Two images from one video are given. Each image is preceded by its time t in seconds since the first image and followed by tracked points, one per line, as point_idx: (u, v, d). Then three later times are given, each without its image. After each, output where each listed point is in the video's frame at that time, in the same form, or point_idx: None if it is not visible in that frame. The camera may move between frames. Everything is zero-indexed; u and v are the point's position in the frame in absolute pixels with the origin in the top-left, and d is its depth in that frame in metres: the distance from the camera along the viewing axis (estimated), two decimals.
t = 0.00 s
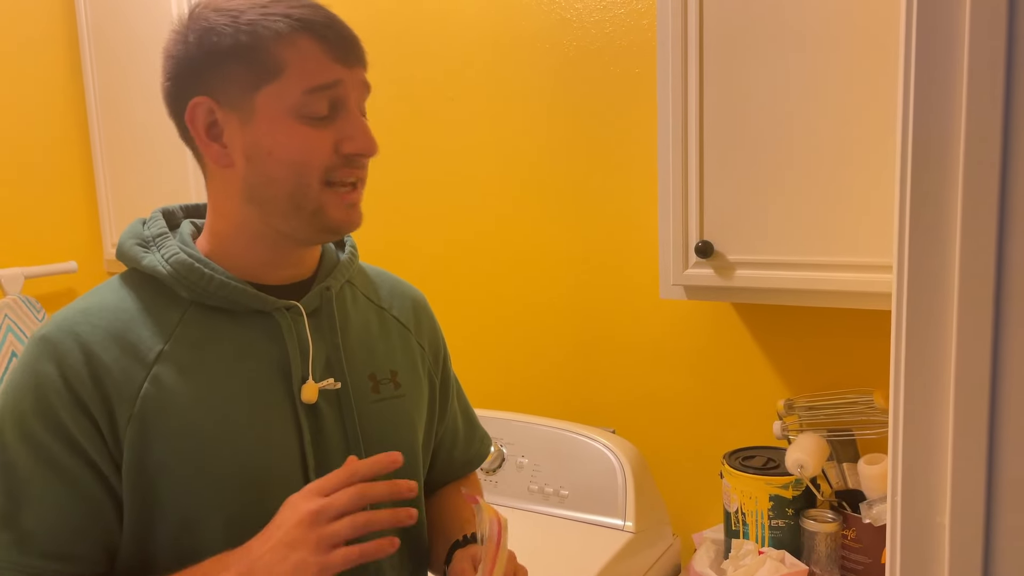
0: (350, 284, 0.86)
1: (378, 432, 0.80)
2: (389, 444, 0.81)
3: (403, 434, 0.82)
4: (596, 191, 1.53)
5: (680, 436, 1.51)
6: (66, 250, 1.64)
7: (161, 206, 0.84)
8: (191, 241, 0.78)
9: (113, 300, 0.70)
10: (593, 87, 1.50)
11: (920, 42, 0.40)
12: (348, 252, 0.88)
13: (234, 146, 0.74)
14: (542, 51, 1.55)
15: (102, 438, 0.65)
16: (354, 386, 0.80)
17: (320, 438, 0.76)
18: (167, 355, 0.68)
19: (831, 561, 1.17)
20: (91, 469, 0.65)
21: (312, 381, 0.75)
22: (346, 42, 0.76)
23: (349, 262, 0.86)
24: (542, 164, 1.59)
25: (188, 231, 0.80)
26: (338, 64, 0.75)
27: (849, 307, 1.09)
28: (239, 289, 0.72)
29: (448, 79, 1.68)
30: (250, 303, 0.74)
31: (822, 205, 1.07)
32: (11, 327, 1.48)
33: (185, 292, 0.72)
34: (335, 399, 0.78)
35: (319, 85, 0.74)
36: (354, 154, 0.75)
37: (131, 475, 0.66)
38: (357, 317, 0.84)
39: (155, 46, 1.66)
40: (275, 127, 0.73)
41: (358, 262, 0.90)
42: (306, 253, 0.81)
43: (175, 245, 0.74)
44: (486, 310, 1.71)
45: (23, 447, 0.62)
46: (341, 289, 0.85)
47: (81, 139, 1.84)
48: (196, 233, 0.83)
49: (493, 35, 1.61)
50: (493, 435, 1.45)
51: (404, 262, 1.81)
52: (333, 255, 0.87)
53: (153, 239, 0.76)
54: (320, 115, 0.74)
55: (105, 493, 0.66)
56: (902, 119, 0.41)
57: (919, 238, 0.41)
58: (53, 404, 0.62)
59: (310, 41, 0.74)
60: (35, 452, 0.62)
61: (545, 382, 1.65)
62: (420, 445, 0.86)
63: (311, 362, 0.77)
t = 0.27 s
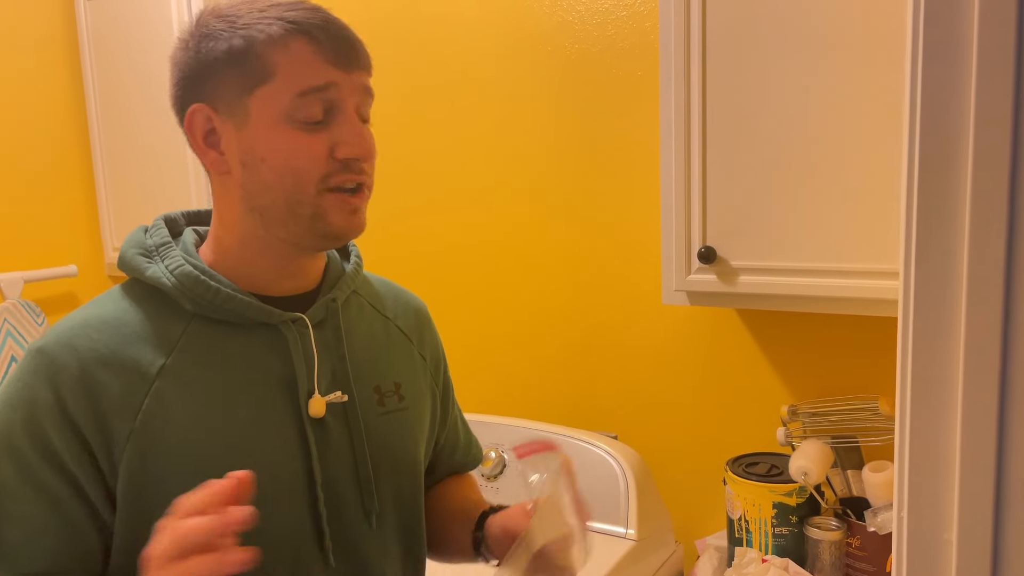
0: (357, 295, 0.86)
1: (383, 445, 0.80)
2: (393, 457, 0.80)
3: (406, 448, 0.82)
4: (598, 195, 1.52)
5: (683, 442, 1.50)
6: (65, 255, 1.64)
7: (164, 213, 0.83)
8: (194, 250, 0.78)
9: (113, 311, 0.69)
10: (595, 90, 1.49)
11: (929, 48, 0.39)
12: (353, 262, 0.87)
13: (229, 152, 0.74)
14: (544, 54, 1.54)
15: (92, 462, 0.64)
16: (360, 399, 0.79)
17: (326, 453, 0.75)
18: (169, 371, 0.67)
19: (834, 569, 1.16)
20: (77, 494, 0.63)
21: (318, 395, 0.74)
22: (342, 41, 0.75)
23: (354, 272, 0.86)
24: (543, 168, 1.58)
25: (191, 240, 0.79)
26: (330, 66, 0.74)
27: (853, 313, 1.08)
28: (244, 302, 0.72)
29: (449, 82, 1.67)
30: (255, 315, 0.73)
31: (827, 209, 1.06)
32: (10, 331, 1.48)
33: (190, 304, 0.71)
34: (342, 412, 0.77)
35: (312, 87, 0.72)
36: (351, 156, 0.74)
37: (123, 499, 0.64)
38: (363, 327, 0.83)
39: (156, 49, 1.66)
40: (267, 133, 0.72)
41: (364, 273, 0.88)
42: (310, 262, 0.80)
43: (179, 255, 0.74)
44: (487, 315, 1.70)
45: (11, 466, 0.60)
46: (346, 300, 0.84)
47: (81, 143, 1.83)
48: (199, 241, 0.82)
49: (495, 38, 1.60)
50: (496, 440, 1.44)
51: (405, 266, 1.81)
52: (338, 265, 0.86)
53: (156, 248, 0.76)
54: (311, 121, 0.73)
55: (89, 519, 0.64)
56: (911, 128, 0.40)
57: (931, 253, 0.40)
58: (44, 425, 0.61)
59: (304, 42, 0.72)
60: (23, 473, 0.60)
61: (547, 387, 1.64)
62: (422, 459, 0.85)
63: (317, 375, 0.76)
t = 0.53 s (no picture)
0: (359, 307, 0.86)
1: (386, 459, 0.79)
2: (396, 470, 0.80)
3: (409, 460, 0.81)
4: (599, 200, 1.52)
5: (684, 448, 1.50)
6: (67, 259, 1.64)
7: (166, 224, 0.83)
8: (195, 262, 0.77)
9: (111, 323, 0.69)
10: (596, 95, 1.49)
11: (927, 60, 0.39)
12: (355, 273, 0.88)
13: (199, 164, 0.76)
14: (545, 59, 1.54)
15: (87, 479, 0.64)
16: (363, 413, 0.79)
17: (329, 467, 0.75)
18: (166, 385, 0.67)
19: None
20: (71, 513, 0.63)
21: (320, 409, 0.74)
22: (285, 43, 0.73)
23: (356, 283, 0.86)
24: (545, 173, 1.58)
25: (192, 250, 0.79)
26: (265, 68, 0.72)
27: (854, 319, 1.08)
28: (245, 315, 0.72)
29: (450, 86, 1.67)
30: (256, 329, 0.73)
31: (828, 215, 1.06)
32: (12, 336, 1.48)
33: (191, 317, 0.71)
34: (344, 425, 0.77)
35: (243, 93, 0.72)
36: (276, 162, 0.71)
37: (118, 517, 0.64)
38: (365, 340, 0.83)
39: (158, 54, 1.66)
40: (208, 140, 0.73)
41: (366, 284, 0.89)
42: (306, 280, 0.79)
43: (180, 268, 0.74)
44: (488, 319, 1.70)
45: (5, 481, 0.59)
46: (348, 312, 0.84)
47: (83, 148, 1.83)
48: (201, 252, 0.82)
49: (497, 43, 1.59)
50: (497, 446, 1.43)
51: (406, 270, 1.80)
52: (341, 276, 0.86)
53: (156, 260, 0.75)
54: (245, 127, 0.72)
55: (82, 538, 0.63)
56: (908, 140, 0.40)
57: (931, 266, 0.40)
58: (39, 441, 0.61)
59: (242, 48, 0.72)
60: (18, 489, 0.60)
61: (548, 393, 1.63)
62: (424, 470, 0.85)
63: (318, 389, 0.76)
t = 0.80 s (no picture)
0: (368, 310, 0.86)
1: (398, 462, 0.79)
2: (407, 472, 0.80)
3: (420, 462, 0.81)
4: (606, 199, 1.52)
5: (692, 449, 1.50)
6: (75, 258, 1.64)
7: (175, 229, 0.83)
8: (204, 265, 0.78)
9: (118, 327, 0.70)
10: (603, 94, 1.49)
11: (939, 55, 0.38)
12: (365, 275, 0.88)
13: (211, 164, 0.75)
14: (551, 58, 1.54)
15: (94, 482, 0.64)
16: (374, 415, 0.79)
17: (339, 468, 0.75)
18: (173, 386, 0.67)
19: None
20: (78, 515, 0.63)
21: (329, 410, 0.74)
22: (314, 47, 0.73)
23: (366, 285, 0.86)
24: (551, 172, 1.58)
25: (201, 254, 0.79)
26: (293, 71, 0.72)
27: (862, 320, 1.07)
28: (253, 316, 0.72)
29: (456, 86, 1.67)
30: (263, 330, 0.73)
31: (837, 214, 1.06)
32: (21, 335, 1.48)
33: (198, 319, 0.71)
34: (354, 427, 0.77)
35: (272, 96, 0.72)
36: (310, 166, 0.72)
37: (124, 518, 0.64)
38: (375, 342, 0.83)
39: (167, 55, 1.67)
40: (228, 142, 0.73)
41: (375, 285, 0.89)
42: (318, 280, 0.79)
43: (188, 270, 0.74)
44: (494, 319, 1.70)
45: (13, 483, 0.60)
46: (357, 314, 0.84)
47: (91, 149, 1.84)
48: (209, 256, 0.82)
49: (503, 43, 1.60)
50: (504, 446, 1.43)
51: (412, 271, 1.80)
52: (350, 278, 0.86)
53: (165, 263, 0.76)
54: (272, 129, 0.72)
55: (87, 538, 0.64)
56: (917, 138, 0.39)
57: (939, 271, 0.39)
58: (47, 442, 0.62)
59: (269, 49, 0.72)
60: (25, 490, 0.61)
61: (555, 393, 1.63)
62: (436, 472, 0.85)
63: (328, 390, 0.76)
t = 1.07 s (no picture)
0: (386, 304, 0.86)
1: (412, 457, 0.79)
2: (421, 468, 0.80)
3: (435, 459, 0.81)
4: (613, 195, 1.52)
5: (700, 446, 1.50)
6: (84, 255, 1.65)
7: (195, 219, 0.84)
8: (222, 256, 0.78)
9: (135, 316, 0.70)
10: (610, 92, 1.49)
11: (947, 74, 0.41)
12: (383, 269, 0.88)
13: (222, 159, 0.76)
14: (558, 55, 1.54)
15: (108, 469, 0.65)
16: (389, 411, 0.79)
17: (353, 463, 0.75)
18: (189, 376, 0.67)
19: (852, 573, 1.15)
20: (92, 502, 0.64)
21: (344, 405, 0.74)
22: (307, 31, 0.73)
23: (384, 278, 0.86)
24: (559, 169, 1.57)
25: (220, 244, 0.80)
26: (288, 59, 0.72)
27: (871, 316, 1.07)
28: (270, 306, 0.72)
29: (463, 83, 1.67)
30: (279, 320, 0.73)
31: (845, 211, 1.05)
32: (30, 333, 1.49)
33: (214, 309, 0.71)
34: (368, 421, 0.77)
35: (269, 84, 0.72)
36: (309, 150, 0.71)
37: (137, 506, 0.65)
38: (392, 337, 0.83)
39: (175, 53, 1.67)
40: (235, 135, 0.74)
41: (394, 279, 0.89)
42: (334, 273, 0.79)
43: (205, 259, 0.74)
44: (501, 316, 1.70)
45: (29, 468, 0.62)
46: (375, 307, 0.84)
47: (99, 146, 1.84)
48: (228, 245, 0.82)
49: (511, 40, 1.59)
50: (511, 442, 1.44)
51: (419, 268, 1.80)
52: (369, 272, 0.86)
53: (183, 252, 0.76)
54: (273, 119, 0.73)
55: (102, 525, 0.65)
56: (930, 145, 0.42)
57: (947, 271, 0.42)
58: (62, 429, 0.63)
59: (263, 39, 0.73)
60: (40, 477, 0.62)
61: (562, 390, 1.63)
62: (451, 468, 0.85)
63: (343, 385, 0.75)
